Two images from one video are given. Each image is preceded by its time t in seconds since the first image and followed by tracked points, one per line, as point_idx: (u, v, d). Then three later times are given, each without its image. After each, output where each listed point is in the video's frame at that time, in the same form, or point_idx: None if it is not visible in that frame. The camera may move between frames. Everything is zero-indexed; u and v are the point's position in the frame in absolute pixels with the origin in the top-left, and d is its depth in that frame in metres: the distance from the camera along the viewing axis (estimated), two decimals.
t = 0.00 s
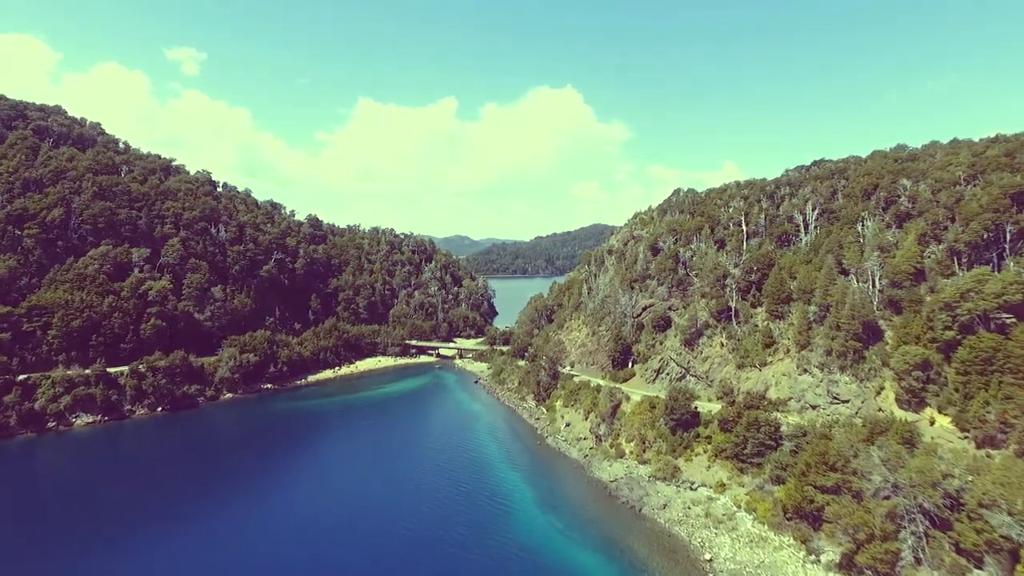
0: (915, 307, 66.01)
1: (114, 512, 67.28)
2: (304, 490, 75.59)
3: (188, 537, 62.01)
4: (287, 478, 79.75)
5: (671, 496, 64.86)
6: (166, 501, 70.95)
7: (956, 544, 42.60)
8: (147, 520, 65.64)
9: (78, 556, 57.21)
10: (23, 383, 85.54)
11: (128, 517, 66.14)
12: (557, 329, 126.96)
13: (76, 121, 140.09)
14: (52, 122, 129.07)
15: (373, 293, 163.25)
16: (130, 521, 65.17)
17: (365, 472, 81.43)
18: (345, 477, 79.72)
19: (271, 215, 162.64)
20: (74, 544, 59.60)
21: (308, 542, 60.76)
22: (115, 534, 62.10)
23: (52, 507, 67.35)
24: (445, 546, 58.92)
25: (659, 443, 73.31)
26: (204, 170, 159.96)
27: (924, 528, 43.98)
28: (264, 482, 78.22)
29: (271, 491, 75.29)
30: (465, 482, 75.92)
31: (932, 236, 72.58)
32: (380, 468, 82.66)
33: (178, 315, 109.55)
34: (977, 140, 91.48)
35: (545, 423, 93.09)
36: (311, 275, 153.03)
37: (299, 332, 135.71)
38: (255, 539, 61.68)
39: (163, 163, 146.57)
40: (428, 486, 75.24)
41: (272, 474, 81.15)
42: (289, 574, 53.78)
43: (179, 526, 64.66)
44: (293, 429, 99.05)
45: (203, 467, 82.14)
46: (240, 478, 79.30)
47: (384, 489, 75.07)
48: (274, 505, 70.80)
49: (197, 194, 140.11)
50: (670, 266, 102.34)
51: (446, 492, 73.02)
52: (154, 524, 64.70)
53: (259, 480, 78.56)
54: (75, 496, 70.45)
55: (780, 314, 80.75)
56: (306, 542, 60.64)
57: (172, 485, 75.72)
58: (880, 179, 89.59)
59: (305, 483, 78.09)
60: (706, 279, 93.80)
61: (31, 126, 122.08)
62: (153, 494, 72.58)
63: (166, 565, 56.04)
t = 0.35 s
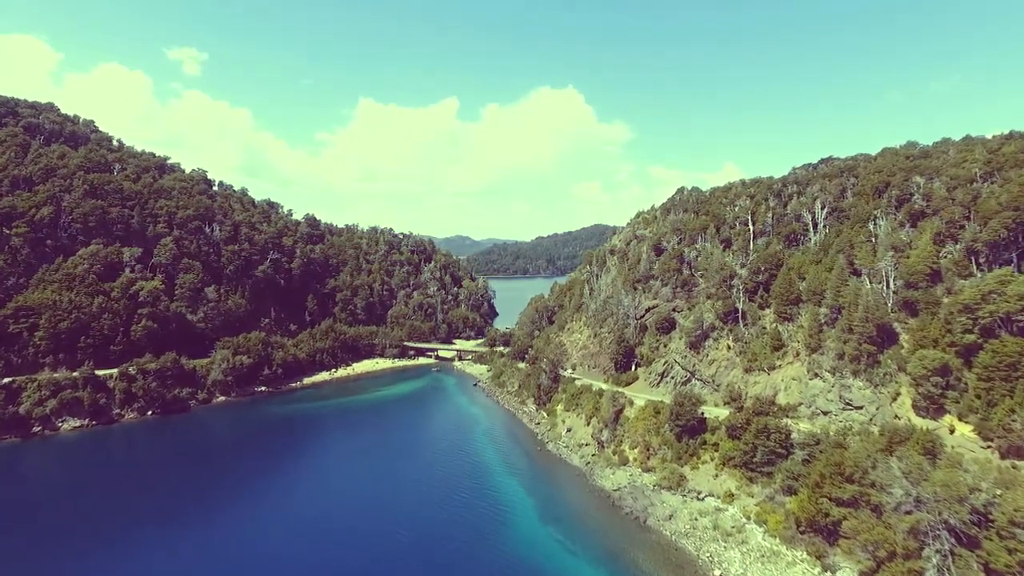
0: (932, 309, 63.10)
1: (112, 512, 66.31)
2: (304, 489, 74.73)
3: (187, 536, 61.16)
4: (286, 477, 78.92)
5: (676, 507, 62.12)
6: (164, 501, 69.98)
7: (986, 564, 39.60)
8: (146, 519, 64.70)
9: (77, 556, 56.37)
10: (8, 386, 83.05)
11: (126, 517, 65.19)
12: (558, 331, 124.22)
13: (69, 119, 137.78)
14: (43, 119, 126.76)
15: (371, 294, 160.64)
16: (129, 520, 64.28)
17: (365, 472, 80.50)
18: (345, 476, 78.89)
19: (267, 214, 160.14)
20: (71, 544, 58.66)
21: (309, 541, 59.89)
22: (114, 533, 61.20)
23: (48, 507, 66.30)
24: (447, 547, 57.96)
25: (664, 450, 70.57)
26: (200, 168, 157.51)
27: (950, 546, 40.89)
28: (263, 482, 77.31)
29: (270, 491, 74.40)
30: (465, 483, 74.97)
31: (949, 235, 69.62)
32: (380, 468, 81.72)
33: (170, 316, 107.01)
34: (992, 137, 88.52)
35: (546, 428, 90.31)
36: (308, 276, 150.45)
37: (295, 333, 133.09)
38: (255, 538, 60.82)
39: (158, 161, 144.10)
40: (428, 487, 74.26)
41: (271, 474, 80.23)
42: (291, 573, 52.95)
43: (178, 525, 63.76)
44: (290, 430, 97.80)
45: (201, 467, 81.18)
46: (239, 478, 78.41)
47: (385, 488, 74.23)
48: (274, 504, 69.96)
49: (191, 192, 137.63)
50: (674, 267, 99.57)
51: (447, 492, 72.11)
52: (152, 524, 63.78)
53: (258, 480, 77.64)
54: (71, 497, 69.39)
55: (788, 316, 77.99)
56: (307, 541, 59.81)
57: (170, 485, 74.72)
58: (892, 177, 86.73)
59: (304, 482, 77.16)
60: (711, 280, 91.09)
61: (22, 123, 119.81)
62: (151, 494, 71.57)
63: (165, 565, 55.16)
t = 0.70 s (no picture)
0: (950, 311, 60.33)
1: (111, 511, 65.82)
2: (303, 488, 74.40)
3: (187, 536, 60.93)
4: (285, 476, 78.57)
5: (683, 517, 59.49)
6: (163, 500, 69.62)
7: None
8: (145, 519, 64.31)
9: (77, 555, 56.06)
10: None
11: (125, 516, 64.80)
12: (560, 333, 121.58)
13: (62, 116, 135.51)
14: (34, 117, 124.44)
15: (369, 295, 158.10)
16: (128, 520, 63.91)
17: (365, 471, 80.13)
18: (345, 476, 78.67)
19: (264, 213, 157.73)
20: (71, 544, 58.22)
21: (309, 541, 59.69)
22: (113, 533, 60.86)
23: (46, 507, 65.72)
24: (447, 548, 57.61)
25: (670, 457, 67.87)
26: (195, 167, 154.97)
27: (980, 566, 38.29)
28: (262, 481, 76.96)
29: (270, 490, 74.07)
30: (464, 482, 74.63)
31: (966, 234, 66.74)
32: (379, 467, 81.30)
33: (161, 317, 104.46)
34: (1008, 132, 85.63)
35: (547, 433, 87.60)
36: (304, 276, 147.97)
37: (291, 334, 130.50)
38: (255, 538, 60.61)
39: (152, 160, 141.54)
40: (427, 486, 73.85)
41: (270, 473, 79.88)
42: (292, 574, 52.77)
43: (178, 524, 63.53)
44: (288, 429, 97.02)
45: (200, 466, 80.70)
46: (237, 477, 78.00)
47: (384, 487, 73.94)
48: (274, 503, 69.74)
49: (186, 191, 135.19)
50: (679, 267, 96.84)
51: (446, 492, 71.73)
52: (152, 524, 63.33)
53: (257, 480, 77.26)
54: (69, 497, 68.76)
55: (798, 317, 75.33)
56: (308, 541, 59.62)
57: (168, 485, 74.21)
58: (904, 174, 83.95)
59: (304, 481, 76.86)
60: (717, 280, 88.43)
61: (12, 120, 117.47)
62: (149, 494, 71.08)
63: (166, 566, 54.88)
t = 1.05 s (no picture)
0: (968, 313, 57.55)
1: (109, 511, 65.18)
2: (301, 487, 74.06)
3: (187, 535, 60.54)
4: (283, 476, 78.17)
5: (689, 529, 56.81)
6: (163, 499, 69.23)
7: None
8: (144, 519, 63.72)
9: (77, 554, 55.55)
10: None
11: (124, 516, 64.22)
12: (560, 334, 118.89)
13: (52, 113, 132.91)
14: (23, 113, 121.82)
15: (366, 295, 155.44)
16: (127, 519, 63.34)
17: (363, 471, 79.82)
18: (343, 475, 78.38)
19: (259, 212, 155.08)
20: (73, 542, 57.85)
21: (310, 540, 59.43)
22: (113, 532, 60.37)
23: (46, 507, 65.17)
24: (448, 549, 57.16)
25: (674, 465, 65.18)
26: (189, 166, 152.27)
27: None
28: (260, 481, 76.54)
29: (268, 489, 73.71)
30: (462, 482, 74.27)
31: (984, 232, 63.84)
32: (377, 467, 80.95)
33: (151, 318, 101.82)
34: None
35: (547, 438, 84.87)
36: (300, 276, 145.31)
37: (286, 335, 127.83)
38: (255, 537, 60.25)
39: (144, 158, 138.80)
40: (425, 486, 73.49)
41: (267, 472, 79.49)
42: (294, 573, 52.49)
43: (177, 523, 63.14)
44: (284, 430, 96.15)
45: (196, 467, 80.02)
46: (235, 477, 77.51)
47: (383, 486, 73.76)
48: (273, 502, 69.49)
49: (178, 190, 132.50)
50: (682, 267, 94.15)
51: (445, 491, 71.41)
52: (151, 523, 62.83)
53: (255, 479, 76.87)
54: (65, 498, 67.89)
55: (806, 319, 72.66)
56: (309, 540, 59.36)
57: (167, 484, 73.69)
58: (915, 170, 81.06)
59: (302, 480, 76.58)
60: (722, 280, 85.71)
61: None
62: (149, 493, 70.59)
63: (167, 565, 54.40)
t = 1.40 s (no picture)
0: (989, 315, 54.71)
1: (106, 510, 64.17)
2: (298, 488, 73.63)
3: (188, 534, 59.87)
4: (281, 476, 77.65)
5: (695, 542, 54.10)
6: (160, 499, 68.39)
7: None
8: (142, 518, 62.79)
9: (76, 554, 54.59)
10: None
11: (121, 515, 63.22)
12: (560, 336, 116.12)
13: (43, 111, 130.41)
14: (12, 110, 119.27)
15: (363, 296, 152.83)
16: (125, 518, 62.43)
17: (361, 471, 79.38)
18: (341, 476, 77.99)
19: (254, 212, 152.52)
20: (71, 542, 56.78)
21: (311, 540, 59.05)
22: (112, 532, 59.41)
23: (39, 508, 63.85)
24: (448, 551, 56.58)
25: (679, 473, 62.40)
26: (183, 164, 149.70)
27: None
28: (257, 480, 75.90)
29: (266, 489, 73.12)
30: (460, 483, 73.84)
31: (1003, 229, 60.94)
32: (375, 467, 80.62)
33: (141, 319, 99.28)
34: None
35: (546, 444, 82.09)
36: (295, 276, 142.71)
37: (280, 337, 125.22)
38: (255, 537, 59.62)
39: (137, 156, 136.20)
40: (423, 487, 73.10)
41: (265, 472, 78.97)
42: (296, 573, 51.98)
43: (176, 522, 62.41)
44: (280, 430, 95.09)
45: (192, 466, 79.14)
46: (232, 477, 76.81)
47: (381, 487, 73.45)
48: (272, 502, 68.96)
49: (171, 188, 129.92)
50: (686, 267, 91.37)
51: (443, 492, 70.99)
52: (148, 522, 61.91)
53: (252, 479, 76.29)
54: (59, 498, 66.55)
55: (816, 321, 69.88)
56: (310, 540, 59.00)
57: (163, 484, 72.76)
58: (929, 166, 78.16)
59: (299, 480, 76.23)
60: (728, 280, 82.94)
61: None
62: (145, 493, 69.59)
63: (167, 565, 53.54)
